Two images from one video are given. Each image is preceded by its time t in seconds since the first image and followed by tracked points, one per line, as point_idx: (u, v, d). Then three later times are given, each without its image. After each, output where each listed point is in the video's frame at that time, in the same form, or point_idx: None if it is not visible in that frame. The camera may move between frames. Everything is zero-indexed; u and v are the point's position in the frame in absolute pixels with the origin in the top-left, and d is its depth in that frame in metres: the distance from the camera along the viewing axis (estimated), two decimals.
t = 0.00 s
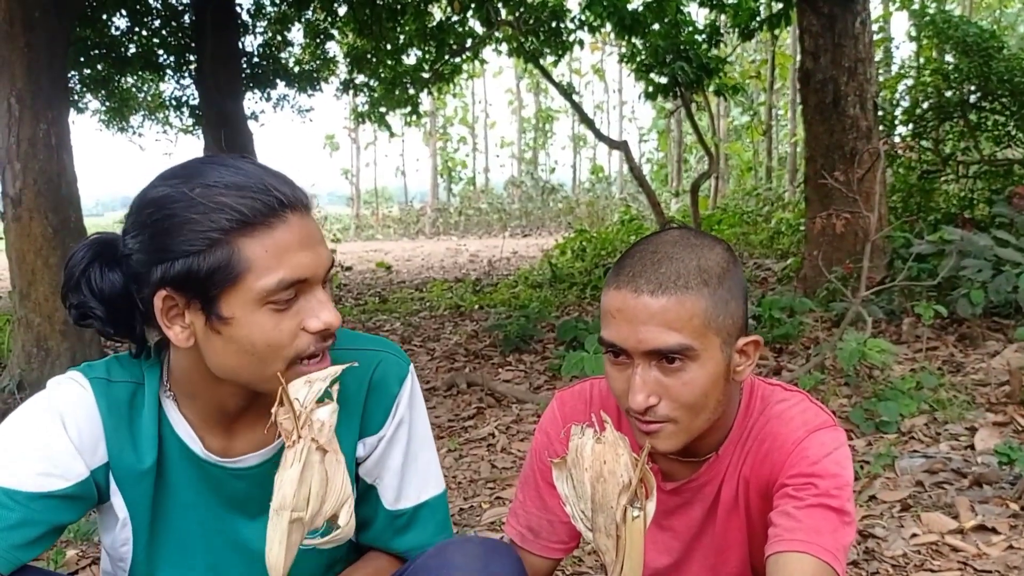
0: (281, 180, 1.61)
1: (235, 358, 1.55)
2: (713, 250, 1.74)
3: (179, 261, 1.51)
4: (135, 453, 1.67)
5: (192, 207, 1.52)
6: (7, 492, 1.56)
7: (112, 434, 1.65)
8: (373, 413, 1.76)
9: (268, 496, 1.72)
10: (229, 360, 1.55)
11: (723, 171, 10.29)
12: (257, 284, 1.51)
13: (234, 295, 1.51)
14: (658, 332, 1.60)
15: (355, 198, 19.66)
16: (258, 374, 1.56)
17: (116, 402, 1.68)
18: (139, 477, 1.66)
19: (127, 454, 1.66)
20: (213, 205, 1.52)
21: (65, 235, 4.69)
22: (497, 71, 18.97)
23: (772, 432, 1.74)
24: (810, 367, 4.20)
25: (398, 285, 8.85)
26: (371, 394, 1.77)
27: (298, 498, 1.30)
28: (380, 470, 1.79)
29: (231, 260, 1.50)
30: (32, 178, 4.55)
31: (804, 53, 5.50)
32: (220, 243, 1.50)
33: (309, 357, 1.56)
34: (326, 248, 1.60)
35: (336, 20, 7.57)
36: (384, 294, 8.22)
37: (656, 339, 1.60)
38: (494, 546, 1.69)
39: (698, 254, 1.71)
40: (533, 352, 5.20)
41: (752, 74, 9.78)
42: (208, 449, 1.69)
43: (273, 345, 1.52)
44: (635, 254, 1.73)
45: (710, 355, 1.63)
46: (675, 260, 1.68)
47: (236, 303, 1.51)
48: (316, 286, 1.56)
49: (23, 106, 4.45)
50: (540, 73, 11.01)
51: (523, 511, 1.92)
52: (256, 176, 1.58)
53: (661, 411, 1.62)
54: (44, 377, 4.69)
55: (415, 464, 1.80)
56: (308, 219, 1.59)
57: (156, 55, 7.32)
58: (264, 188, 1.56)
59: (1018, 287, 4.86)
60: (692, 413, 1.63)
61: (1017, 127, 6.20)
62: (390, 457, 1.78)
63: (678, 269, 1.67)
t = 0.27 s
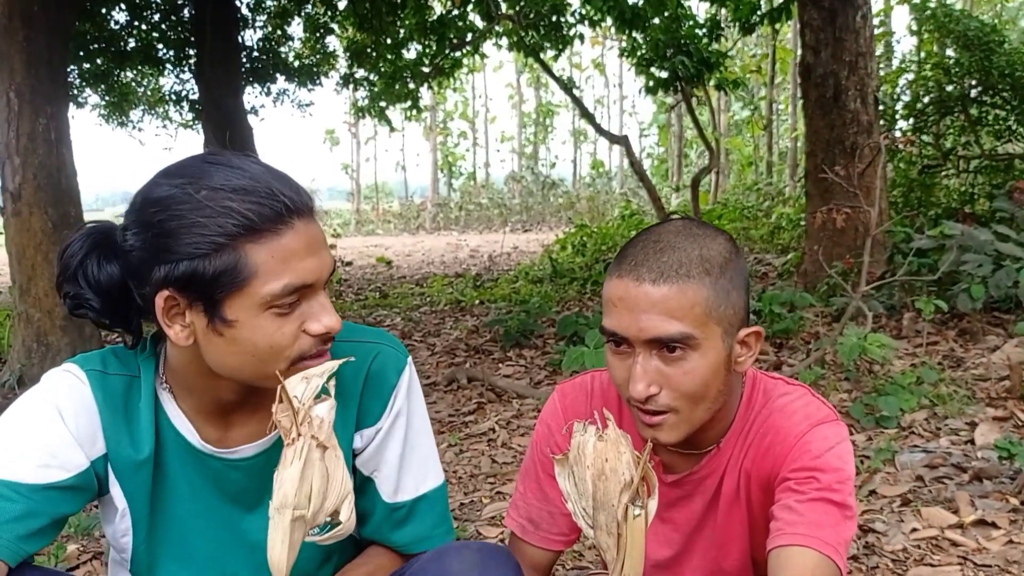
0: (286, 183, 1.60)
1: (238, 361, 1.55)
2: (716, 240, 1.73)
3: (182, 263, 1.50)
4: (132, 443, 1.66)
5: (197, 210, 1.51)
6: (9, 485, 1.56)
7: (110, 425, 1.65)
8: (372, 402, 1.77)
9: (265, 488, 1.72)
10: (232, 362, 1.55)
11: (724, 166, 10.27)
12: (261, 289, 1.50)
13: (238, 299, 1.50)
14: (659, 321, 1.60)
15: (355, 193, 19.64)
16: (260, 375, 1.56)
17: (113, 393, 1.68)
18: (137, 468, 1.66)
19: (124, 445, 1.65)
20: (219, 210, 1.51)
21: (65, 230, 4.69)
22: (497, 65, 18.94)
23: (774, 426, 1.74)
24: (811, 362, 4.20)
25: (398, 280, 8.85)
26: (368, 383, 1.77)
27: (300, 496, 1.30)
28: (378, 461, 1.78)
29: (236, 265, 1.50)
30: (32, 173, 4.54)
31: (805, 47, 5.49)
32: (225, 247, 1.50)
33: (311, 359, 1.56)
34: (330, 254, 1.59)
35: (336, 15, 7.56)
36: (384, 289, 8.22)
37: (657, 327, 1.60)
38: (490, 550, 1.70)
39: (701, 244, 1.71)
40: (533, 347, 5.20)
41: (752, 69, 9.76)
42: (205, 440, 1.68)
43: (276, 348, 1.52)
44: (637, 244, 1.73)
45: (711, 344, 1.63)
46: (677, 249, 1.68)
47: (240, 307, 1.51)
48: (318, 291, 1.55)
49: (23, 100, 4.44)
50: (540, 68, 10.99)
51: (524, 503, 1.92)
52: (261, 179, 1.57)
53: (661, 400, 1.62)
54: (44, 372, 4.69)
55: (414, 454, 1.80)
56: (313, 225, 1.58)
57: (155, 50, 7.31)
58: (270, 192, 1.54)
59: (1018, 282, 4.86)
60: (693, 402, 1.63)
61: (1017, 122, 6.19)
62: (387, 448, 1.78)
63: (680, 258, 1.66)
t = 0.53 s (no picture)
0: (275, 205, 1.55)
1: (239, 390, 1.56)
2: (721, 231, 1.74)
3: (174, 301, 1.49)
4: (135, 446, 1.67)
5: (184, 247, 1.48)
6: (12, 476, 1.55)
7: (113, 426, 1.66)
8: (371, 404, 1.76)
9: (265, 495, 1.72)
10: (232, 391, 1.56)
11: (724, 156, 10.26)
12: (256, 323, 1.49)
13: (234, 336, 1.50)
14: (664, 312, 1.60)
15: (355, 184, 19.61)
16: (261, 400, 1.57)
17: (117, 396, 1.69)
18: (139, 471, 1.66)
19: (127, 446, 1.66)
20: (206, 246, 1.48)
21: (64, 221, 4.68)
22: (496, 56, 18.89)
23: (778, 415, 1.74)
24: (811, 352, 4.21)
25: (398, 271, 8.85)
26: (368, 386, 1.77)
27: (296, 486, 1.29)
28: (378, 462, 1.78)
29: (229, 302, 1.48)
30: (31, 163, 4.54)
31: (806, 38, 5.47)
32: (216, 285, 1.47)
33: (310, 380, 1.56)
34: (324, 276, 1.56)
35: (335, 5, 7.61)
36: (384, 279, 8.22)
37: (662, 318, 1.60)
38: (495, 526, 1.70)
39: (706, 235, 1.71)
40: (533, 338, 5.20)
41: (752, 59, 9.74)
42: (205, 448, 1.68)
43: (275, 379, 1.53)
44: (642, 235, 1.73)
45: (716, 335, 1.63)
46: (682, 240, 1.68)
47: (236, 342, 1.51)
48: (315, 315, 1.54)
49: (22, 91, 4.43)
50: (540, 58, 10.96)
51: (527, 491, 1.92)
52: (248, 207, 1.52)
53: (666, 391, 1.62)
54: (45, 362, 4.70)
55: (415, 453, 1.79)
56: (305, 248, 1.54)
57: (154, 41, 7.28)
58: (257, 221, 1.50)
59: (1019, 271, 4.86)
60: (698, 393, 1.63)
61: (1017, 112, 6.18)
62: (387, 450, 1.77)
63: (685, 249, 1.66)
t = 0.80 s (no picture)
0: (271, 160, 1.58)
1: (227, 341, 1.53)
2: (721, 230, 1.73)
3: (167, 244, 1.50)
4: (130, 429, 1.66)
5: (180, 190, 1.50)
6: (8, 474, 1.56)
7: (106, 411, 1.65)
8: (368, 393, 1.77)
9: (262, 473, 1.72)
10: (221, 342, 1.54)
11: (723, 154, 10.26)
12: (247, 268, 1.49)
13: (224, 279, 1.49)
14: (662, 310, 1.60)
15: (354, 181, 19.59)
16: (250, 355, 1.54)
17: (110, 379, 1.68)
18: (136, 454, 1.66)
19: (121, 430, 1.65)
20: (202, 188, 1.50)
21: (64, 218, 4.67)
22: (495, 53, 18.86)
23: (779, 413, 1.74)
24: (811, 349, 4.21)
25: (397, 268, 8.84)
26: (364, 374, 1.77)
27: (294, 501, 1.29)
28: (376, 450, 1.78)
29: (221, 245, 1.48)
30: (31, 161, 4.53)
31: (805, 35, 5.47)
32: (210, 227, 1.48)
33: (301, 337, 1.54)
34: (319, 232, 1.57)
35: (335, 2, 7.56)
36: (384, 276, 8.22)
37: (660, 316, 1.60)
38: (493, 541, 1.70)
39: (705, 234, 1.71)
40: (533, 335, 5.20)
41: (752, 57, 9.73)
42: (201, 426, 1.68)
43: (264, 328, 1.50)
44: (642, 232, 1.72)
45: (714, 333, 1.63)
46: (681, 239, 1.68)
47: (226, 286, 1.49)
48: (307, 269, 1.53)
49: (21, 88, 4.42)
50: (539, 56, 10.95)
51: (528, 490, 1.92)
52: (246, 158, 1.55)
53: (664, 389, 1.62)
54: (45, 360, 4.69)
55: (412, 446, 1.79)
56: (300, 201, 1.57)
57: (153, 38, 7.27)
58: (254, 169, 1.53)
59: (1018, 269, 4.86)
60: (695, 391, 1.63)
61: (1017, 110, 6.18)
62: (386, 436, 1.77)
63: (684, 248, 1.66)
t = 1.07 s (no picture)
0: (281, 213, 1.54)
1: (240, 393, 1.55)
2: (718, 234, 1.73)
3: (177, 307, 1.47)
4: (133, 448, 1.66)
5: (189, 254, 1.46)
6: (14, 479, 1.55)
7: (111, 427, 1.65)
8: (367, 405, 1.76)
9: (262, 496, 1.71)
10: (233, 394, 1.55)
11: (723, 156, 10.26)
12: (260, 330, 1.48)
13: (237, 341, 1.49)
14: (660, 313, 1.60)
15: (355, 184, 19.60)
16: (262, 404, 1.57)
17: (115, 397, 1.68)
18: (138, 473, 1.65)
19: (125, 447, 1.65)
20: (212, 254, 1.46)
21: (65, 222, 4.68)
22: (496, 55, 18.87)
23: (778, 416, 1.74)
24: (812, 351, 4.20)
25: (398, 270, 8.84)
26: (363, 386, 1.76)
27: (294, 494, 1.29)
28: (374, 461, 1.78)
29: (233, 309, 1.47)
30: (32, 164, 4.53)
31: (805, 37, 5.47)
32: (221, 293, 1.46)
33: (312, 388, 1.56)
34: (329, 282, 1.56)
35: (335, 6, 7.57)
36: (384, 279, 8.22)
37: (657, 319, 1.60)
38: (492, 533, 1.70)
39: (703, 237, 1.70)
40: (533, 337, 5.20)
41: (752, 58, 9.72)
42: (201, 448, 1.67)
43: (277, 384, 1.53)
44: (640, 237, 1.72)
45: (711, 337, 1.62)
46: (679, 243, 1.68)
47: (238, 347, 1.50)
48: (318, 322, 1.53)
49: (22, 92, 4.42)
50: (540, 58, 10.96)
51: (528, 492, 1.92)
52: (255, 214, 1.51)
53: (662, 392, 1.62)
54: (45, 363, 4.69)
55: (410, 454, 1.78)
56: (310, 256, 1.53)
57: (154, 41, 7.27)
58: (264, 229, 1.48)
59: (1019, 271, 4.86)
60: (693, 394, 1.62)
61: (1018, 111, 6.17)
62: (383, 448, 1.77)
63: (681, 251, 1.66)
